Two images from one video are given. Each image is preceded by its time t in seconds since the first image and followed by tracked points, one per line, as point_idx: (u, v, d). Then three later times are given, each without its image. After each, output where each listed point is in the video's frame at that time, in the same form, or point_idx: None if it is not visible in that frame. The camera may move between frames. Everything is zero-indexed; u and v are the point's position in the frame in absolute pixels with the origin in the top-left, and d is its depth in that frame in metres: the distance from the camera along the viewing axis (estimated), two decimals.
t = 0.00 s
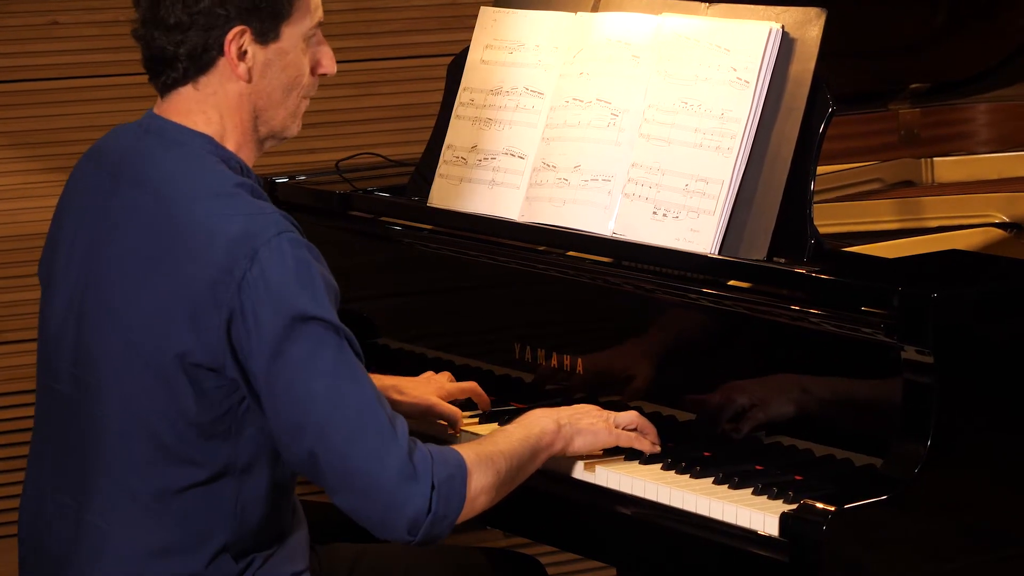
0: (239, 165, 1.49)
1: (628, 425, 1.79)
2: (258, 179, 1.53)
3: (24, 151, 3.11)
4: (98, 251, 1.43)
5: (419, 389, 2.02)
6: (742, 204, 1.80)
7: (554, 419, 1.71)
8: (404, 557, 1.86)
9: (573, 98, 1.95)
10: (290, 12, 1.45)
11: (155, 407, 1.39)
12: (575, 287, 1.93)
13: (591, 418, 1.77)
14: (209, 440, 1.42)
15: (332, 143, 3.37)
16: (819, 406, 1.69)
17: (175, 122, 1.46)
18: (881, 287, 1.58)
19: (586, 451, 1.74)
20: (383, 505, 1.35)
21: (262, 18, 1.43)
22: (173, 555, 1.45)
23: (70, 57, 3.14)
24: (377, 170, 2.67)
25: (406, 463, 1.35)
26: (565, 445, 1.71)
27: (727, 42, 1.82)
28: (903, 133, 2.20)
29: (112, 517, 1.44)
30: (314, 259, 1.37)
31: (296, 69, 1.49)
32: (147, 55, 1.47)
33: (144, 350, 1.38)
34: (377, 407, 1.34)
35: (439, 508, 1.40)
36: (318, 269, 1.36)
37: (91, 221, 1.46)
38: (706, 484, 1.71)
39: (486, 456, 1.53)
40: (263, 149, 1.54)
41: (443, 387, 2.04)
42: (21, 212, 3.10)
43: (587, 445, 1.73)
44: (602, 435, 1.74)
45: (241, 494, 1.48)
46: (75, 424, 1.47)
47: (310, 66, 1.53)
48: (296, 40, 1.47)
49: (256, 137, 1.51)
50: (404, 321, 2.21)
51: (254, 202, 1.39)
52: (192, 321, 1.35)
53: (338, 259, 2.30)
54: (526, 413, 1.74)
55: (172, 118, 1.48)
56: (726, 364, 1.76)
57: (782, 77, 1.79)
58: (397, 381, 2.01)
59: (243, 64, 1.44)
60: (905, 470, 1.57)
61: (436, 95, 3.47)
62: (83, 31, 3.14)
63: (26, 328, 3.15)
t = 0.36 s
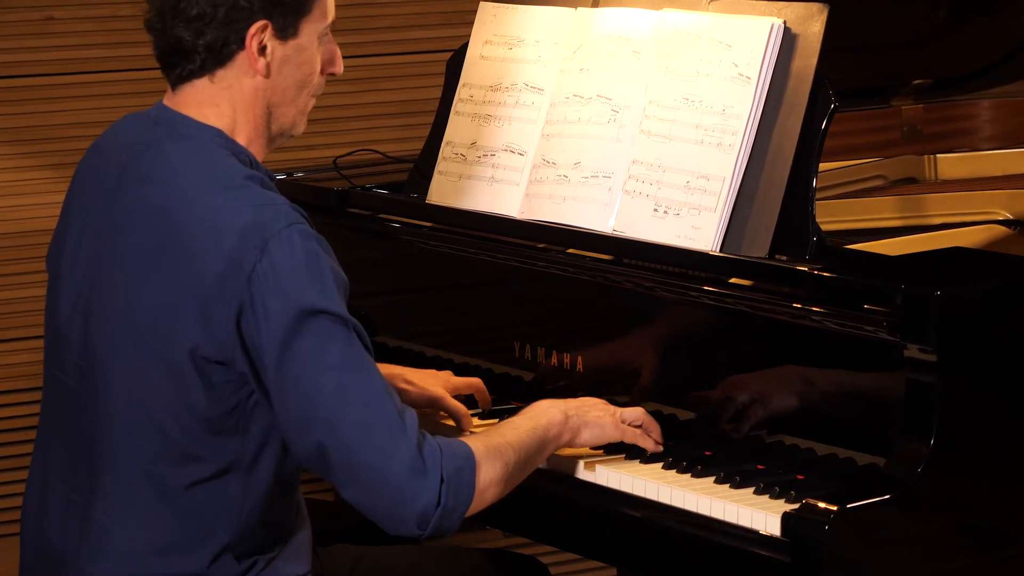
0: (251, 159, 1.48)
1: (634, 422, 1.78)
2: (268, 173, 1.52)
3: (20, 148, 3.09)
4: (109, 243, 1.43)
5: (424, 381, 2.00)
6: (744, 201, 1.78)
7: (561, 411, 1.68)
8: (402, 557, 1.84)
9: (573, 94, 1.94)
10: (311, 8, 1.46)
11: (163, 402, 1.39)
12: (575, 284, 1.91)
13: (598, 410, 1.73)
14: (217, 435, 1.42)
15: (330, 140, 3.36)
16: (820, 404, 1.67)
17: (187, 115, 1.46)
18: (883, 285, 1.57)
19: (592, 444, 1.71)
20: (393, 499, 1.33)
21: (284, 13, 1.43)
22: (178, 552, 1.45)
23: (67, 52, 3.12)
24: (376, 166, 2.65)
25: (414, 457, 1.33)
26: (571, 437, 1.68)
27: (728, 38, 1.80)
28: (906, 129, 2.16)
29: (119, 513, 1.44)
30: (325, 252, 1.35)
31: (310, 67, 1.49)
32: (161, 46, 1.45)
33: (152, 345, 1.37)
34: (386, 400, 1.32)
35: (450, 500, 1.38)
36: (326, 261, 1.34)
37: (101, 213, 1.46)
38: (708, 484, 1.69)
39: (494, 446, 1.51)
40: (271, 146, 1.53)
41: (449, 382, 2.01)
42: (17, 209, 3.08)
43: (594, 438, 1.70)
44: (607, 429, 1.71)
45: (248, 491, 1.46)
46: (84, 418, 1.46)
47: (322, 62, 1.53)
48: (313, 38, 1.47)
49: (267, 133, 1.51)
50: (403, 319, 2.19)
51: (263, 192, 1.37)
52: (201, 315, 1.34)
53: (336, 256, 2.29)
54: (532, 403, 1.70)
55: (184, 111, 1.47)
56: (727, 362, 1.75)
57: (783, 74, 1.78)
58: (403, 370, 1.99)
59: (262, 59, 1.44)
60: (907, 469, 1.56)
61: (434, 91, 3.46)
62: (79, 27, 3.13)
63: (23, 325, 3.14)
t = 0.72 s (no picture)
0: (257, 152, 1.47)
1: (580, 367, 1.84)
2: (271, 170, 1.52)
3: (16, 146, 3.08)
4: (114, 236, 1.42)
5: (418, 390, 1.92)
6: (744, 198, 1.77)
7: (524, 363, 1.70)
8: (401, 557, 1.83)
9: (573, 91, 1.92)
10: (324, 6, 1.46)
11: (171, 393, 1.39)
12: (575, 282, 1.89)
13: (553, 355, 1.78)
14: (225, 428, 1.42)
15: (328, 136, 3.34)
16: (822, 404, 1.66)
17: (192, 108, 1.45)
18: (886, 283, 1.57)
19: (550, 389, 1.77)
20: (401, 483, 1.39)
21: (301, 10, 1.44)
22: (182, 546, 1.44)
23: (64, 47, 3.11)
24: (376, 163, 2.64)
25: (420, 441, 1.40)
26: (528, 385, 1.71)
27: (730, 34, 1.79)
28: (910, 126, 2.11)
29: (123, 506, 1.43)
30: (336, 245, 1.38)
31: (317, 66, 1.50)
32: (171, 37, 1.44)
33: (160, 337, 1.37)
34: (394, 387, 1.38)
35: (449, 485, 1.45)
36: (339, 255, 1.38)
37: (104, 207, 1.45)
38: (708, 483, 1.68)
39: (479, 417, 1.58)
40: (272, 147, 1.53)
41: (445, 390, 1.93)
42: (13, 205, 3.08)
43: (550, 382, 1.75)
44: (561, 373, 1.77)
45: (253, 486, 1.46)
46: (88, 413, 1.46)
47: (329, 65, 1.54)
48: (323, 38, 1.48)
49: (272, 132, 1.50)
50: (402, 316, 2.18)
51: (273, 184, 1.39)
52: (211, 307, 1.34)
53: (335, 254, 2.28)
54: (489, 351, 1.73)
55: (191, 104, 1.46)
56: (728, 359, 1.74)
57: (785, 70, 1.76)
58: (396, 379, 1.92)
59: (275, 56, 1.44)
60: (910, 469, 1.54)
61: (432, 86, 3.45)
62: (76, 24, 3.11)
63: (20, 322, 3.13)
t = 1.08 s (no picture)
0: (262, 143, 1.48)
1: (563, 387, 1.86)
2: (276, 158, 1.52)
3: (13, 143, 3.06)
4: (121, 227, 1.42)
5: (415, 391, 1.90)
6: (745, 196, 1.76)
7: (498, 379, 1.76)
8: (400, 556, 1.81)
9: (573, 87, 1.90)
10: None
11: (183, 382, 1.40)
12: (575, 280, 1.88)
13: (534, 373, 1.82)
14: (235, 417, 1.43)
15: (326, 132, 3.34)
16: (825, 403, 1.64)
17: (197, 99, 1.46)
18: (888, 280, 1.55)
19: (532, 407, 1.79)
20: (406, 474, 1.47)
21: None
22: (192, 536, 1.45)
23: (59, 43, 3.09)
24: (374, 160, 2.63)
25: (423, 435, 1.48)
26: (507, 400, 1.76)
27: (730, 29, 1.77)
28: (913, 122, 2.00)
29: (134, 496, 1.44)
30: (344, 235, 1.41)
31: (314, 51, 1.50)
32: (165, 34, 1.46)
33: (169, 328, 1.38)
34: (399, 378, 1.44)
35: (446, 471, 1.55)
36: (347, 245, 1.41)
37: (109, 199, 1.44)
38: (709, 483, 1.66)
39: (474, 415, 1.68)
40: (279, 134, 1.55)
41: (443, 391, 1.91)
42: (11, 203, 3.07)
43: (531, 400, 1.78)
44: (542, 392, 1.79)
45: (262, 476, 1.47)
46: (94, 405, 1.46)
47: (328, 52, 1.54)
48: (316, 23, 1.48)
49: (274, 121, 1.52)
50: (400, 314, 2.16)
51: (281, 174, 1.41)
52: (221, 296, 1.36)
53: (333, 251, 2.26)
54: (476, 370, 1.82)
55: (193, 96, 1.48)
56: (733, 360, 1.71)
57: (788, 67, 1.75)
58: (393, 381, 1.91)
59: (265, 44, 1.45)
60: (912, 468, 1.53)
61: (430, 82, 3.43)
62: (72, 19, 3.10)
63: (17, 320, 3.12)
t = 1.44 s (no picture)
0: (256, 135, 1.48)
1: (561, 388, 1.86)
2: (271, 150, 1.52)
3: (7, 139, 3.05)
4: (116, 221, 1.42)
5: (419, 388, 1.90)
6: (746, 192, 1.74)
7: (497, 382, 1.74)
8: (397, 556, 1.79)
9: (573, 82, 1.89)
10: None
11: (180, 372, 1.41)
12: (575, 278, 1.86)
13: (531, 376, 1.81)
14: (232, 407, 1.44)
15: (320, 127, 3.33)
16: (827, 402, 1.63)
17: (189, 90, 1.46)
18: (890, 278, 1.53)
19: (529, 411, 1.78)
20: (399, 466, 1.46)
21: None
22: (193, 526, 1.46)
23: (52, 39, 3.08)
24: (371, 156, 2.61)
25: (416, 428, 1.47)
26: (506, 404, 1.75)
27: (730, 24, 1.76)
28: (913, 119, 1.98)
29: (133, 488, 1.45)
30: (337, 223, 1.42)
31: (308, 41, 1.50)
32: (159, 28, 1.45)
33: (165, 318, 1.39)
34: (392, 368, 1.44)
35: (442, 464, 1.53)
36: (340, 232, 1.41)
37: (104, 193, 1.44)
38: (710, 482, 1.65)
39: (472, 415, 1.67)
40: (272, 125, 1.54)
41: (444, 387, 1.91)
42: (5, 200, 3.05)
43: (528, 404, 1.77)
44: (541, 395, 1.79)
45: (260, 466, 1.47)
46: (91, 398, 1.46)
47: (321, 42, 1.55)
48: (311, 14, 1.48)
49: (269, 113, 1.52)
50: (397, 312, 2.14)
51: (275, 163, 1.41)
52: (217, 285, 1.36)
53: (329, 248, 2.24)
54: (471, 373, 1.79)
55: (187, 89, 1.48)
56: (735, 359, 1.70)
57: (789, 63, 1.73)
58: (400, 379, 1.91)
59: (260, 36, 1.45)
60: (916, 467, 1.51)
61: (427, 78, 3.42)
62: (65, 15, 3.08)
63: (11, 318, 3.10)
